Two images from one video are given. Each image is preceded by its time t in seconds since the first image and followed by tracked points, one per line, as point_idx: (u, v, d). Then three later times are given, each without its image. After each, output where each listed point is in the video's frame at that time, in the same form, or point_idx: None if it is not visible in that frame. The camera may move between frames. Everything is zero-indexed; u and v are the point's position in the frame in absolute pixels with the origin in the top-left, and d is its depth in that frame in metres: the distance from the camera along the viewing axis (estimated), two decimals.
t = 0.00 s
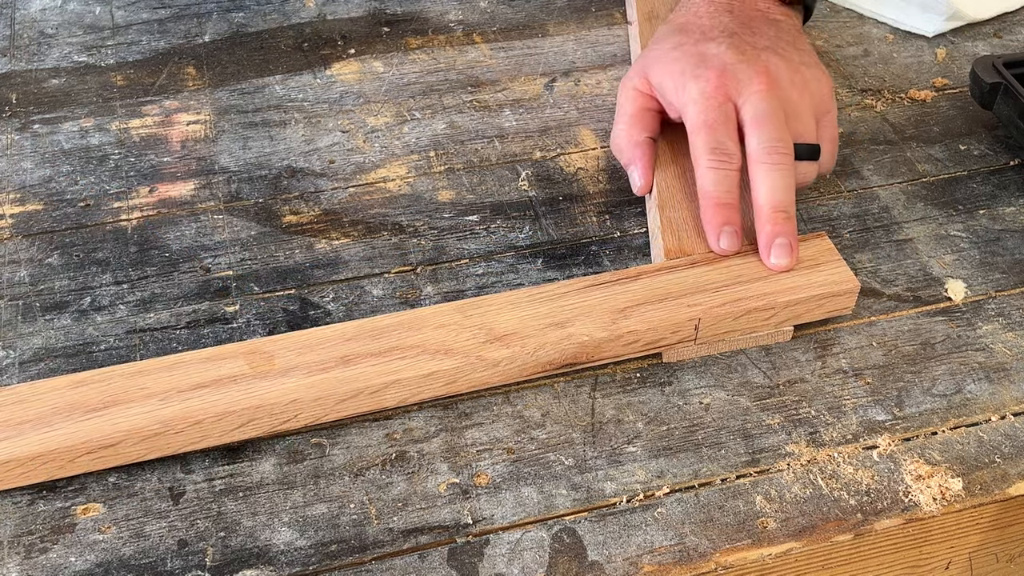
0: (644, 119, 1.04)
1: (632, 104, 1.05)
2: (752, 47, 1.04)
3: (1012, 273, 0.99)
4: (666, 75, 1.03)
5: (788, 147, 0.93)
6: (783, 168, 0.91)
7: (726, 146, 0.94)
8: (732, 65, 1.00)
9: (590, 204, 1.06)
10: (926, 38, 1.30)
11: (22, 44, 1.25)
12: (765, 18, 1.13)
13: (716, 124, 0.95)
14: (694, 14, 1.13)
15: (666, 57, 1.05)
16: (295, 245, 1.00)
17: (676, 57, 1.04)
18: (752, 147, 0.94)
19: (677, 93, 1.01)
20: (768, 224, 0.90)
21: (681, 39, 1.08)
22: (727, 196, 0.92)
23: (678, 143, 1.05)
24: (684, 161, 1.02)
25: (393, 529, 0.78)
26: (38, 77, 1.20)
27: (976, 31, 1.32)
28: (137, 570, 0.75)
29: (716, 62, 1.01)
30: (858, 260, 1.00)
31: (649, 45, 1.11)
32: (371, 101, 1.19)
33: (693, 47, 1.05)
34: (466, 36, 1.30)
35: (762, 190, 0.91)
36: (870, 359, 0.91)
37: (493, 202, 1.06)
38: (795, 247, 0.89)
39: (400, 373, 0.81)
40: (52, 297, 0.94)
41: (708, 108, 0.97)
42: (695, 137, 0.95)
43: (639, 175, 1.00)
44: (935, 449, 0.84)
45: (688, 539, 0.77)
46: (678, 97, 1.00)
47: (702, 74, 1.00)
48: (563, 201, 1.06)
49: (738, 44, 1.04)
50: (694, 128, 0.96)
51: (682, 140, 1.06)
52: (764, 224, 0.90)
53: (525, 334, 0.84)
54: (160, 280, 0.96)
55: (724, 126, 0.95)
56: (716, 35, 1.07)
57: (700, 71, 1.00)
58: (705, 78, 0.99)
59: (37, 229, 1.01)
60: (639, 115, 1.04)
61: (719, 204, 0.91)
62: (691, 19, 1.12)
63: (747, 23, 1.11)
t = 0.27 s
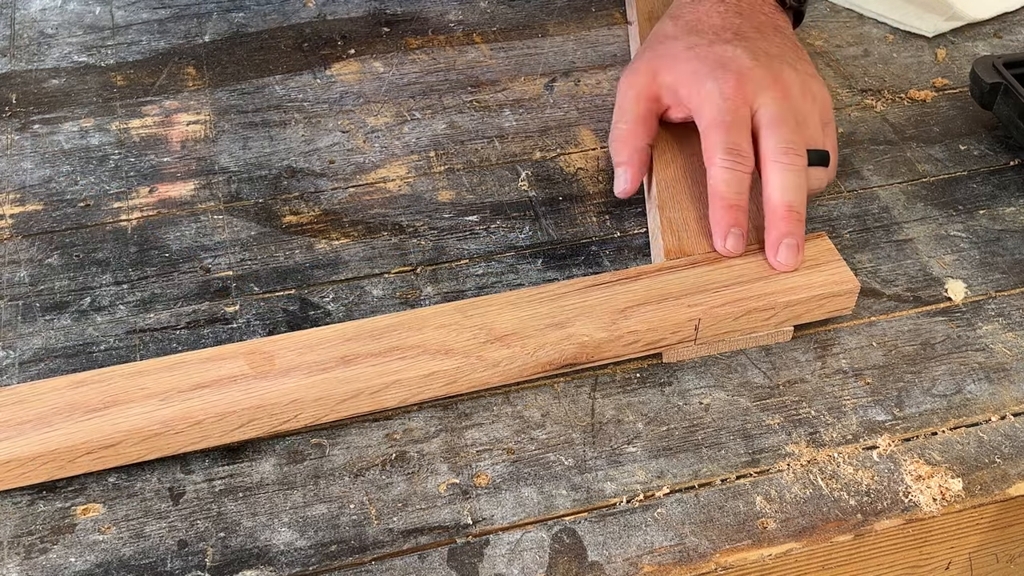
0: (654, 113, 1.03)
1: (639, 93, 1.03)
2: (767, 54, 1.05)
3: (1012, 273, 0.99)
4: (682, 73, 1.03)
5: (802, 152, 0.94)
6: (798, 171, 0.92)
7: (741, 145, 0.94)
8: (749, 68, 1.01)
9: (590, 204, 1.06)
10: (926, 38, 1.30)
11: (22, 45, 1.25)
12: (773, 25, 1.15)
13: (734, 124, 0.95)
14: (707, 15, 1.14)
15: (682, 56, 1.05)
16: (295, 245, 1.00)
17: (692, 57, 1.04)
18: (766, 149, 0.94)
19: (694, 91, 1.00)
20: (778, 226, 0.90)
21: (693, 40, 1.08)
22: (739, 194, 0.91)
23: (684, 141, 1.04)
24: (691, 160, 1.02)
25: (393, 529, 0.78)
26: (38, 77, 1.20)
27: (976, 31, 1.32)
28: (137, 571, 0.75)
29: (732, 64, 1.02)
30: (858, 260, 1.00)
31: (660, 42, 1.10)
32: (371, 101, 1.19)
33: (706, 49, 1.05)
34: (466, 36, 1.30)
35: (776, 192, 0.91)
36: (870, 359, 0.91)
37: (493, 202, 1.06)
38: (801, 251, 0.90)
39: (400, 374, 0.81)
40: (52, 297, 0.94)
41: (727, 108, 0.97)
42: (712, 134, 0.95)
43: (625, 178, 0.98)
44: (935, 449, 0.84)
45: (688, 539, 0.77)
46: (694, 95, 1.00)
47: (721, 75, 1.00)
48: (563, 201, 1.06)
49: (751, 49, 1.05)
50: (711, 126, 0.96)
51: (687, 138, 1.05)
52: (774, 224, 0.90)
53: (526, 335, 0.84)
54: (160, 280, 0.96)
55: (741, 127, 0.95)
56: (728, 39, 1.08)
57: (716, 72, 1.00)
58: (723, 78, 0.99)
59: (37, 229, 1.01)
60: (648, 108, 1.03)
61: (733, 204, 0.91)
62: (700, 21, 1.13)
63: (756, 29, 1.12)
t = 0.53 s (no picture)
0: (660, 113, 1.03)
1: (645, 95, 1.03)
2: (773, 55, 1.05)
3: (1013, 274, 0.99)
4: (688, 74, 1.03)
5: (807, 154, 0.94)
6: (802, 172, 0.92)
7: (746, 146, 0.94)
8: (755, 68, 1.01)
9: (590, 205, 1.06)
10: (927, 39, 1.30)
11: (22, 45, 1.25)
12: (778, 27, 1.15)
13: (738, 126, 0.95)
14: (712, 15, 1.13)
15: (688, 56, 1.05)
16: (295, 246, 1.00)
17: (698, 57, 1.04)
18: (771, 150, 0.94)
19: (699, 91, 1.00)
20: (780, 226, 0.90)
21: (699, 40, 1.08)
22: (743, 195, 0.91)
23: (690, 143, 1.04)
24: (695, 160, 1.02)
25: (393, 531, 0.78)
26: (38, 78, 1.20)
27: (977, 32, 1.32)
28: (137, 573, 0.75)
29: (738, 64, 1.02)
30: (858, 261, 1.00)
31: (666, 42, 1.10)
32: (371, 102, 1.19)
33: (712, 49, 1.05)
34: (467, 36, 1.30)
35: (780, 191, 0.91)
36: (871, 361, 0.91)
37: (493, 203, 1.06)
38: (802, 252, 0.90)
39: (401, 376, 0.81)
40: (52, 298, 0.94)
41: (731, 108, 0.97)
42: (717, 135, 0.95)
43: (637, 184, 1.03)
44: (936, 450, 0.83)
45: (688, 541, 0.77)
46: (699, 96, 1.00)
47: (727, 74, 1.00)
48: (563, 202, 1.06)
49: (757, 50, 1.05)
50: (716, 127, 0.96)
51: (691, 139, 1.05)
52: (777, 223, 0.90)
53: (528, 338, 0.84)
54: (160, 281, 0.96)
55: (745, 128, 0.95)
56: (734, 39, 1.07)
57: (722, 72, 1.00)
58: (729, 79, 0.99)
59: (36, 230, 1.01)
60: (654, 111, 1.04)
61: (737, 204, 0.91)
62: (705, 21, 1.13)
63: (761, 30, 1.12)
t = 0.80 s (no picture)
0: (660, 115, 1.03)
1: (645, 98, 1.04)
2: (772, 56, 1.05)
3: (1013, 274, 0.99)
4: (687, 74, 1.03)
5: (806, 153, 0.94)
6: (802, 172, 0.92)
7: (746, 146, 0.94)
8: (754, 69, 1.01)
9: (590, 205, 1.06)
10: (927, 39, 1.30)
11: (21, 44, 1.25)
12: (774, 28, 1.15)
13: (737, 126, 0.95)
14: (710, 16, 1.14)
15: (687, 57, 1.05)
16: (295, 246, 1.00)
17: (697, 57, 1.04)
18: (770, 150, 0.94)
19: (698, 91, 1.00)
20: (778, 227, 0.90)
21: (697, 41, 1.08)
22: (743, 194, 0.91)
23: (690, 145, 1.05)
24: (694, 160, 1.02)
25: (393, 531, 0.78)
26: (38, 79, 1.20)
27: (977, 32, 1.32)
28: (137, 573, 0.75)
29: (737, 64, 1.02)
30: (859, 261, 1.00)
31: (665, 43, 1.10)
32: (371, 102, 1.19)
33: (711, 49, 1.05)
34: (467, 36, 1.30)
35: (778, 192, 0.91)
36: (870, 361, 0.91)
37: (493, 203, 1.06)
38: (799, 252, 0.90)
39: (400, 374, 0.82)
40: (52, 298, 0.94)
41: (731, 109, 0.97)
42: (716, 135, 0.95)
43: (640, 185, 1.02)
44: (936, 450, 0.83)
45: (688, 541, 0.77)
46: (698, 96, 1.00)
47: (726, 75, 1.00)
48: (563, 202, 1.06)
49: (755, 51, 1.06)
50: (715, 128, 0.96)
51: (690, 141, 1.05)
52: (775, 224, 0.90)
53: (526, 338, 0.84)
54: (160, 281, 0.96)
55: (744, 128, 0.95)
56: (732, 40, 1.08)
57: (721, 72, 1.00)
58: (728, 79, 0.99)
59: (36, 230, 1.01)
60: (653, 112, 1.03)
61: (736, 204, 0.91)
62: (703, 22, 1.13)
63: (758, 30, 1.12)
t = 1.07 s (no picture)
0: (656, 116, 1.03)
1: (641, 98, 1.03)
2: (765, 53, 1.05)
3: (1013, 274, 0.99)
4: (681, 71, 1.03)
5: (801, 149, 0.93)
6: (798, 168, 0.92)
7: (741, 144, 0.94)
8: (748, 65, 1.01)
9: (590, 205, 1.06)
10: (927, 39, 1.30)
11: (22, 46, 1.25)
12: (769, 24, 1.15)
13: (732, 123, 0.95)
14: (704, 13, 1.13)
15: (681, 54, 1.04)
16: (295, 246, 1.00)
17: (690, 55, 1.04)
18: (765, 147, 0.94)
19: (693, 88, 1.00)
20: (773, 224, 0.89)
21: (691, 38, 1.08)
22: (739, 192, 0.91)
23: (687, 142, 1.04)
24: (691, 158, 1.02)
25: (393, 531, 0.78)
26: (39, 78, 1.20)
27: (977, 32, 1.32)
28: (137, 572, 0.75)
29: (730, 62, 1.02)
30: (858, 261, 1.00)
31: (659, 41, 1.10)
32: (371, 101, 1.19)
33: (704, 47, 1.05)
34: (467, 36, 1.30)
35: (774, 188, 0.91)
36: (870, 360, 0.91)
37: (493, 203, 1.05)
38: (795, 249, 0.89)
39: (394, 366, 0.82)
40: (52, 298, 0.94)
41: (725, 106, 0.96)
42: (711, 133, 0.95)
43: (640, 184, 1.02)
44: (936, 450, 0.83)
45: (688, 541, 0.77)
46: (692, 94, 1.00)
47: (720, 72, 1.00)
48: (563, 202, 1.06)
49: (748, 47, 1.05)
50: (709, 125, 0.96)
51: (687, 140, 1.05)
52: (772, 221, 0.89)
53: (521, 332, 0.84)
54: (160, 281, 0.96)
55: (739, 126, 0.95)
56: (726, 37, 1.07)
57: (715, 70, 1.00)
58: (722, 76, 0.99)
59: (36, 229, 1.01)
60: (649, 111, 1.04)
61: (731, 202, 0.91)
62: (695, 18, 1.13)
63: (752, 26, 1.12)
